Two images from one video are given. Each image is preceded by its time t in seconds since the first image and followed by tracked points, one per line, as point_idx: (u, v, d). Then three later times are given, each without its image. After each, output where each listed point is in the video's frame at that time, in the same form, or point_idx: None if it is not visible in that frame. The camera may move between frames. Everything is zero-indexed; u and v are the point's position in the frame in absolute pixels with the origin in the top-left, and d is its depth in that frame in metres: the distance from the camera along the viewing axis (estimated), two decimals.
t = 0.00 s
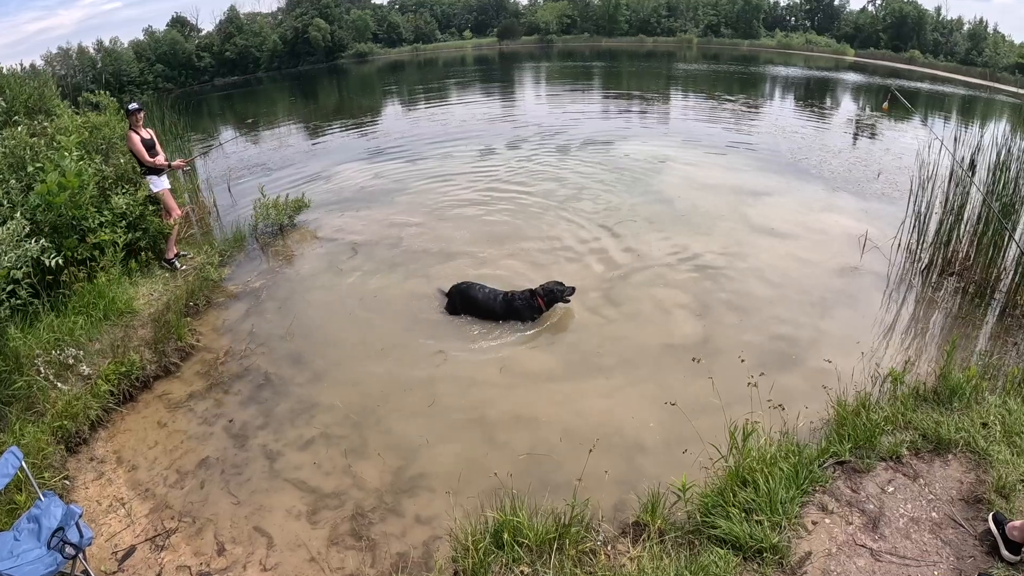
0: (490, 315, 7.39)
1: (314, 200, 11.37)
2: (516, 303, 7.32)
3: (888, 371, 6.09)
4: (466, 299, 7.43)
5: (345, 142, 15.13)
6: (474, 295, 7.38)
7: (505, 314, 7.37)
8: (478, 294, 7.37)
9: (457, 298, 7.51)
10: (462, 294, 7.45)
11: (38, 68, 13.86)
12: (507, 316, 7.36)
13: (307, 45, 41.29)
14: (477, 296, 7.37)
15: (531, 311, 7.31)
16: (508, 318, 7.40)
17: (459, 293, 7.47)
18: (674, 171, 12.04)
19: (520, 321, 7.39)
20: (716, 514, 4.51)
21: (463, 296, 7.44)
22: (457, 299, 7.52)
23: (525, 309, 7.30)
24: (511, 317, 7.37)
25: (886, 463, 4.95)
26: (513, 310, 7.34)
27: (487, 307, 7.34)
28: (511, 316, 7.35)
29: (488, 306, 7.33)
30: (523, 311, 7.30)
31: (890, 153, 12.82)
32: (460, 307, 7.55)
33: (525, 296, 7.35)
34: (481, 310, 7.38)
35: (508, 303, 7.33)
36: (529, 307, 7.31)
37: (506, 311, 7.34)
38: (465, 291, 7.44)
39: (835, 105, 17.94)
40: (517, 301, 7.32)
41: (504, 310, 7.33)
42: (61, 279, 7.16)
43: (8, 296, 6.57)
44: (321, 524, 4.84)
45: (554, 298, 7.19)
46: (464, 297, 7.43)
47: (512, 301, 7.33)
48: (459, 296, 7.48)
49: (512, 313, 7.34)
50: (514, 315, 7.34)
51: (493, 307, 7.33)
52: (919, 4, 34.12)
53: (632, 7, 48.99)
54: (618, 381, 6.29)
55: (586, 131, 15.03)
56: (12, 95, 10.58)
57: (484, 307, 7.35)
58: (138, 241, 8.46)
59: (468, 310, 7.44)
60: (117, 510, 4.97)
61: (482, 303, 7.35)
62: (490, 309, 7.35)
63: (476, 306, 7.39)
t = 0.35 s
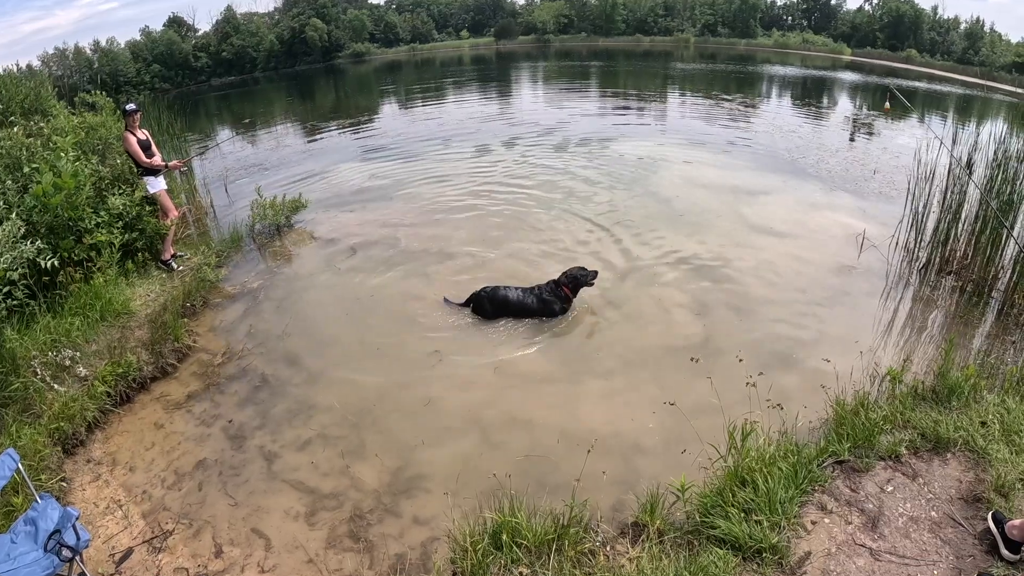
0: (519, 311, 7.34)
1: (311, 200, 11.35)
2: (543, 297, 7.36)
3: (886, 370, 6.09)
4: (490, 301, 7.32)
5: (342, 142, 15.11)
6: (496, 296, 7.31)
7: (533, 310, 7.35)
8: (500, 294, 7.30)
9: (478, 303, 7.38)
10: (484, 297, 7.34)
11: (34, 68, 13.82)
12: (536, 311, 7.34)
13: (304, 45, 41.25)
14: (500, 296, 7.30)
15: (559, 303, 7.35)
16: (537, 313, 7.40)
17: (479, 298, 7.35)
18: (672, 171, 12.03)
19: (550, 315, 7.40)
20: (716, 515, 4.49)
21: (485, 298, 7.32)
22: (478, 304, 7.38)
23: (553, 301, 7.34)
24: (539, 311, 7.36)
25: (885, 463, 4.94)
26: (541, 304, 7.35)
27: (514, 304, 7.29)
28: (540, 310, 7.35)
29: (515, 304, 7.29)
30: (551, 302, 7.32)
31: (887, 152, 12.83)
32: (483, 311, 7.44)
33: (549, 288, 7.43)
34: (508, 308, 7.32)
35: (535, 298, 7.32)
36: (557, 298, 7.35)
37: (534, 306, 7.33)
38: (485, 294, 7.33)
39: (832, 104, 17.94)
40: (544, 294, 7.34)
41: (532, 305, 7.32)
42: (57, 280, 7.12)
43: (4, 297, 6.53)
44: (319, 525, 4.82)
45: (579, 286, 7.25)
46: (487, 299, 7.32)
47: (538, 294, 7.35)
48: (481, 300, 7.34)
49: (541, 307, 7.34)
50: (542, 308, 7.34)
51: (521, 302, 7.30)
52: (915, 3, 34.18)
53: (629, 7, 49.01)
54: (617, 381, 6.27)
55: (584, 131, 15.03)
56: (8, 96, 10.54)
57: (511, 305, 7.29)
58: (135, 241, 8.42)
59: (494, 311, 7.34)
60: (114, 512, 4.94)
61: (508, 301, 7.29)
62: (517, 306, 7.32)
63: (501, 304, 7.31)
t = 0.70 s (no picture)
0: (550, 308, 7.36)
1: (308, 201, 11.35)
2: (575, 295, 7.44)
3: (884, 370, 6.08)
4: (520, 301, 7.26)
5: (339, 142, 15.11)
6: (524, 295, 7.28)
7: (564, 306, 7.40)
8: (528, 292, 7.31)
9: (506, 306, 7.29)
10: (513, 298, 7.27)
11: (31, 70, 13.81)
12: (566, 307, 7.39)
13: (301, 45, 41.22)
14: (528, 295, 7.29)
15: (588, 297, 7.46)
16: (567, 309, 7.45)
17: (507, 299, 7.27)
18: (669, 170, 12.03)
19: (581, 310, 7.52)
20: (713, 515, 4.48)
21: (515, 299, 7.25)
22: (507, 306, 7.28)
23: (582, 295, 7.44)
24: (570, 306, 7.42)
25: (883, 463, 4.93)
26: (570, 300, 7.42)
27: (544, 302, 7.31)
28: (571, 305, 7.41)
29: (545, 301, 7.31)
30: (581, 296, 7.43)
31: (884, 151, 12.84)
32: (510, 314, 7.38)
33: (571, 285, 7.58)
34: (539, 306, 7.31)
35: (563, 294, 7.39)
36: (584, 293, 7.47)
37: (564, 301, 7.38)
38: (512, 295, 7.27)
39: (829, 104, 17.95)
40: (572, 290, 7.44)
41: (561, 301, 7.38)
42: (53, 281, 7.10)
43: None
44: (316, 527, 4.80)
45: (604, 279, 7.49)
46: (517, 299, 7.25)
47: (565, 292, 7.42)
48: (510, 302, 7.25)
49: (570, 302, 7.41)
50: (573, 303, 7.41)
51: (551, 299, 7.34)
52: (913, 3, 34.21)
53: (626, 7, 49.07)
54: (613, 381, 6.26)
55: (581, 131, 15.02)
56: (5, 97, 10.52)
57: (542, 302, 7.30)
58: (131, 243, 8.38)
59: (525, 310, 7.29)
60: (111, 514, 4.92)
61: (538, 300, 7.30)
62: (548, 303, 7.34)
63: (532, 303, 7.29)
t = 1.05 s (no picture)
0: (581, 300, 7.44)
1: (305, 201, 11.34)
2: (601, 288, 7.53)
3: (881, 369, 6.09)
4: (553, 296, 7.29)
5: (337, 142, 15.10)
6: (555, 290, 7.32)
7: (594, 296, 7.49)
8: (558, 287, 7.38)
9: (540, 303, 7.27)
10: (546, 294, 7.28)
11: (29, 70, 13.79)
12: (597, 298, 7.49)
13: (299, 45, 41.18)
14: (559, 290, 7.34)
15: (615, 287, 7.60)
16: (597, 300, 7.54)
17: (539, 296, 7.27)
18: (667, 170, 12.03)
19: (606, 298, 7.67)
20: (709, 514, 4.49)
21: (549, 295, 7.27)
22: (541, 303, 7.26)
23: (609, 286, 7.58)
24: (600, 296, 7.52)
25: (879, 462, 4.94)
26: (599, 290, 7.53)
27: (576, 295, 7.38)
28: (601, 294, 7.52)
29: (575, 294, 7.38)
30: (609, 287, 7.56)
31: (881, 151, 12.86)
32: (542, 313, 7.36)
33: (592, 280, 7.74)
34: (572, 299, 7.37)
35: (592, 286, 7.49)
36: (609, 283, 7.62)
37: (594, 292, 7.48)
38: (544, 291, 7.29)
39: (826, 103, 17.97)
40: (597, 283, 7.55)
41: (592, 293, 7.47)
42: (51, 282, 7.09)
43: None
44: (313, 527, 4.80)
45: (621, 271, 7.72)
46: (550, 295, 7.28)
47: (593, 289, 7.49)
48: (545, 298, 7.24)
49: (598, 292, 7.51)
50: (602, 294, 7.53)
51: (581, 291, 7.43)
52: (910, 3, 34.25)
53: (624, 7, 49.10)
54: (610, 381, 6.27)
55: (579, 130, 15.02)
56: (2, 97, 10.50)
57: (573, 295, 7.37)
58: (129, 243, 8.37)
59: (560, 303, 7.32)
60: (108, 514, 4.92)
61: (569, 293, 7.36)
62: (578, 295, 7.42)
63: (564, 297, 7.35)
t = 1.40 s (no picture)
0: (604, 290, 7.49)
1: (301, 200, 11.31)
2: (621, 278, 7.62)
3: (876, 367, 6.11)
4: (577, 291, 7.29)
5: (332, 142, 15.06)
6: (577, 285, 7.32)
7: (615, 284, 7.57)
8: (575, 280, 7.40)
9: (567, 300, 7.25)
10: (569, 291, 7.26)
11: (22, 70, 13.71)
12: (619, 287, 7.57)
13: (294, 44, 41.04)
14: (580, 285, 7.34)
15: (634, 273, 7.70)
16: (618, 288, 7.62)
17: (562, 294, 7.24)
18: (663, 169, 12.04)
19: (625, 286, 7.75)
20: (705, 512, 4.51)
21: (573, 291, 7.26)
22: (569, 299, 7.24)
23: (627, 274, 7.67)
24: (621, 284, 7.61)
25: (875, 459, 4.96)
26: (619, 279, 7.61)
27: (598, 286, 7.42)
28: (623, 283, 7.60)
29: (596, 285, 7.42)
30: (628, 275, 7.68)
31: (876, 149, 12.90)
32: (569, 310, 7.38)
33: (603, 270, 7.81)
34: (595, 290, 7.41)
35: (611, 275, 7.55)
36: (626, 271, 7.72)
37: (614, 281, 7.55)
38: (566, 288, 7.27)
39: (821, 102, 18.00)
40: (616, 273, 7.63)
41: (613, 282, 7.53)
42: (45, 282, 7.06)
43: None
44: (310, 526, 4.80)
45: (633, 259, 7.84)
46: (575, 291, 7.27)
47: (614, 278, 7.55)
48: (573, 294, 7.23)
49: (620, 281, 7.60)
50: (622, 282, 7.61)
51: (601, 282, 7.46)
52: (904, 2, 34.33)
53: (619, 6, 49.12)
54: (606, 380, 6.28)
55: (574, 129, 15.02)
56: None
57: (596, 287, 7.40)
58: (124, 243, 8.34)
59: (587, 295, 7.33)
60: (105, 514, 4.91)
61: (591, 286, 7.39)
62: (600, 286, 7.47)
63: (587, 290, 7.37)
